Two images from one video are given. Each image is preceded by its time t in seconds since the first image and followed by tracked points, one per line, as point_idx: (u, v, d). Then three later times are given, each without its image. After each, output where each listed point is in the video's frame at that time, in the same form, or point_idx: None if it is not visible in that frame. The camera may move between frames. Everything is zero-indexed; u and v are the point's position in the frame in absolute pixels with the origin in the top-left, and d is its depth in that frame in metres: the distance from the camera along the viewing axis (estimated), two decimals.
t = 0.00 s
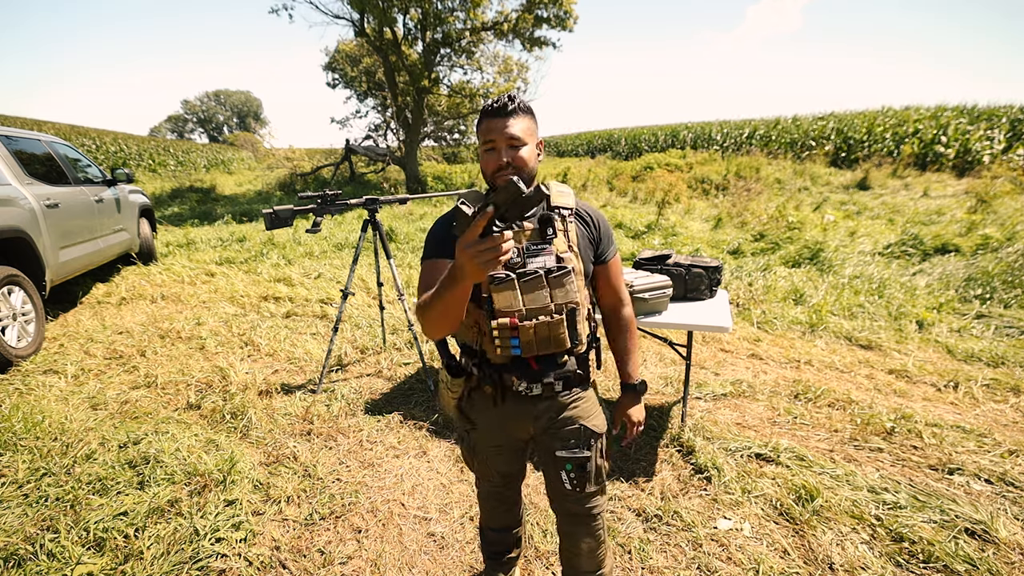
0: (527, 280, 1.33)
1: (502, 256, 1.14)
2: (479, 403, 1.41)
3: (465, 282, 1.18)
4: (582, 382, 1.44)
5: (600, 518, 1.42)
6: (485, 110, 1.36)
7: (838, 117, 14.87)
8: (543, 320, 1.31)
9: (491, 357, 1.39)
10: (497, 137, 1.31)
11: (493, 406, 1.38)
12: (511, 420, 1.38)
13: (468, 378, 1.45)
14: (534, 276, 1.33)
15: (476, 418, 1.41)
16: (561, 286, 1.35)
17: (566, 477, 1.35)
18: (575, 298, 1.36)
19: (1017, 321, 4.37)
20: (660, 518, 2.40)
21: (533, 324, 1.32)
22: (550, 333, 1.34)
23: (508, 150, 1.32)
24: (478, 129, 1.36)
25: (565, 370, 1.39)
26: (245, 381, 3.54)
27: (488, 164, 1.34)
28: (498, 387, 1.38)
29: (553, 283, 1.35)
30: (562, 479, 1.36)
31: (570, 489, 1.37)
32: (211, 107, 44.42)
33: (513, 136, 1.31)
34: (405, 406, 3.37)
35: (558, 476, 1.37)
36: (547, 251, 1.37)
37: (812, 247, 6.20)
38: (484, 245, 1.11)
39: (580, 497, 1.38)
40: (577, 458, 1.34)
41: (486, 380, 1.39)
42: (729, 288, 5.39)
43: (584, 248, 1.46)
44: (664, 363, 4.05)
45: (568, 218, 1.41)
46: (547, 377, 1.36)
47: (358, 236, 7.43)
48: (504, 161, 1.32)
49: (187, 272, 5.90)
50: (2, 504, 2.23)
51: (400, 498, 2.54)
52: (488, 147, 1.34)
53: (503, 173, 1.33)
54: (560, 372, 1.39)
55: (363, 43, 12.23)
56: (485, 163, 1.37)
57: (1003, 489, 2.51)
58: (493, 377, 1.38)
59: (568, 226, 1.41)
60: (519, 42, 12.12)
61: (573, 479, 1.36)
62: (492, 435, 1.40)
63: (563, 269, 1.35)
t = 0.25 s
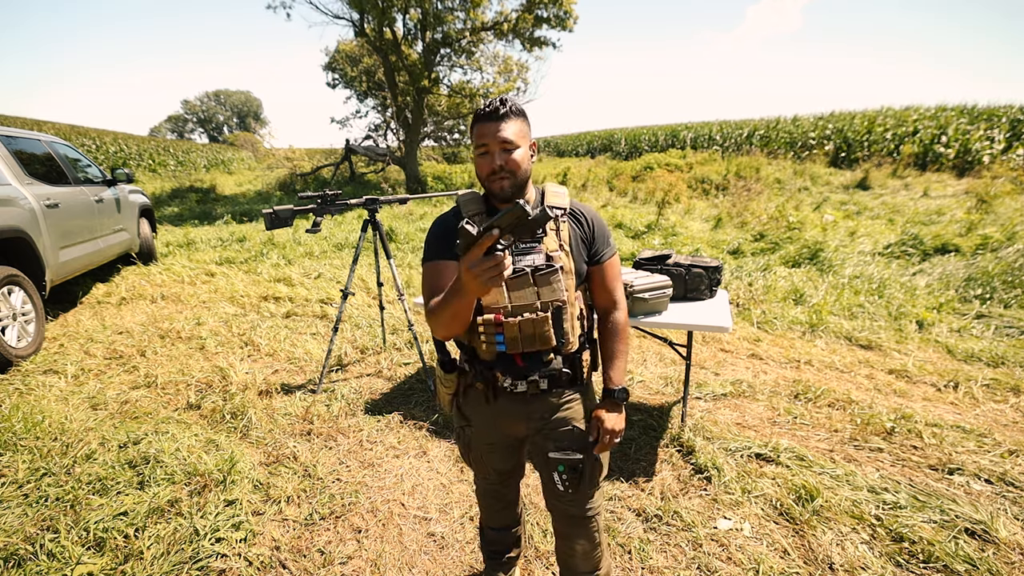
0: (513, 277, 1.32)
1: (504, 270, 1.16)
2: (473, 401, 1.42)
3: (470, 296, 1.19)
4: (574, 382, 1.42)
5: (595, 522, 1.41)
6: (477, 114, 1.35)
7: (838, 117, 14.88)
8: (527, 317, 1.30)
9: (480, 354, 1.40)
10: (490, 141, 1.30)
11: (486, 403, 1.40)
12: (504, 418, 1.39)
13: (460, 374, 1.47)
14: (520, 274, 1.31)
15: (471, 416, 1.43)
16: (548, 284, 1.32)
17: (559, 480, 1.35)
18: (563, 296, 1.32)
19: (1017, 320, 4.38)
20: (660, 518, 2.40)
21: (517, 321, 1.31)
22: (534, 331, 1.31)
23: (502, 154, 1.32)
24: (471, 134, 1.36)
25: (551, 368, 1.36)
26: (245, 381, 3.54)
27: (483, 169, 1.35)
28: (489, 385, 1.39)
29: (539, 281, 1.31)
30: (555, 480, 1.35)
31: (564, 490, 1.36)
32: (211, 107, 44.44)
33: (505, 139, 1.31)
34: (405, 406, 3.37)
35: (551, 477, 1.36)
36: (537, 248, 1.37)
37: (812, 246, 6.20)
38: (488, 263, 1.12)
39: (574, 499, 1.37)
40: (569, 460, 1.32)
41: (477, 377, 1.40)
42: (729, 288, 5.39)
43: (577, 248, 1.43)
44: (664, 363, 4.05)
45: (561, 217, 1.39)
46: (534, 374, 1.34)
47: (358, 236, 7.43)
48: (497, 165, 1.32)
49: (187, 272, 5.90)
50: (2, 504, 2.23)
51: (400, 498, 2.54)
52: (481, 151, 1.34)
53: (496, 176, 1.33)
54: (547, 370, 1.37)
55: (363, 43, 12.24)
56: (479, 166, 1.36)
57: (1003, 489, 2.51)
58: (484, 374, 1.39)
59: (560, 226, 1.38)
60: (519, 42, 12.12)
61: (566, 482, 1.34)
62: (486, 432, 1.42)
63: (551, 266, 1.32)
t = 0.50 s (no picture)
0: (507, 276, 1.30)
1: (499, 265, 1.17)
2: (472, 400, 1.43)
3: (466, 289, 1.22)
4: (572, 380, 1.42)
5: (594, 522, 1.41)
6: (474, 113, 1.36)
7: (838, 117, 14.87)
8: (521, 315, 1.30)
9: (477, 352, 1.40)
10: (488, 137, 1.31)
11: (484, 402, 1.40)
12: (502, 417, 1.39)
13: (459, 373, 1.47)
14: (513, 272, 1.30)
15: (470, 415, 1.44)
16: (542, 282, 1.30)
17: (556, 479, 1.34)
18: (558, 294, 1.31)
19: (1017, 321, 4.38)
20: (660, 518, 2.40)
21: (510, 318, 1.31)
22: (528, 328, 1.31)
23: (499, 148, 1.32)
24: (468, 132, 1.37)
25: (546, 365, 1.36)
26: (245, 381, 3.54)
27: (481, 166, 1.34)
28: (486, 383, 1.39)
29: (534, 279, 1.30)
30: (553, 480, 1.36)
31: (562, 489, 1.36)
32: (211, 107, 44.44)
33: (502, 135, 1.32)
34: (405, 406, 3.37)
35: (549, 478, 1.37)
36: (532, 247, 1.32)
37: (812, 246, 6.20)
38: (481, 254, 1.15)
39: (572, 499, 1.37)
40: (566, 461, 1.34)
41: (475, 376, 1.41)
42: (729, 288, 5.39)
43: (573, 245, 1.43)
44: (663, 363, 4.05)
45: (557, 215, 1.37)
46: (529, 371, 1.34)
47: (358, 236, 7.43)
48: (496, 161, 1.31)
49: (187, 272, 5.90)
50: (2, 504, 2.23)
51: (400, 498, 2.54)
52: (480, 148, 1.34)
53: (496, 174, 1.33)
54: (543, 368, 1.37)
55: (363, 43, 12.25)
56: (478, 165, 1.36)
57: (1003, 489, 2.51)
58: (481, 371, 1.40)
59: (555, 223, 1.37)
60: (519, 42, 12.11)
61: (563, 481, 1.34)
62: (484, 431, 1.42)
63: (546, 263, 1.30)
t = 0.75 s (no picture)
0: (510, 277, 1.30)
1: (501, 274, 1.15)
2: (477, 400, 1.42)
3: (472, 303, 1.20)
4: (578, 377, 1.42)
5: (597, 517, 1.41)
6: (473, 110, 1.36)
7: (839, 117, 14.87)
8: (527, 315, 1.30)
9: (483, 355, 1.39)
10: (495, 133, 1.32)
11: (490, 402, 1.40)
12: (507, 415, 1.39)
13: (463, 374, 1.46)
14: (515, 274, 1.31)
15: (475, 415, 1.43)
16: (544, 281, 1.32)
17: (562, 475, 1.34)
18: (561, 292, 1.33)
19: (1017, 321, 4.38)
20: (660, 518, 2.40)
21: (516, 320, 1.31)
22: (534, 328, 1.32)
23: (506, 145, 1.34)
24: (468, 129, 1.36)
25: (555, 363, 1.37)
26: (245, 381, 3.54)
27: (486, 162, 1.34)
28: (493, 384, 1.38)
29: (536, 279, 1.31)
30: (558, 475, 1.34)
31: (566, 486, 1.36)
32: (211, 107, 44.45)
33: (507, 132, 1.34)
34: (405, 406, 3.37)
35: (554, 473, 1.35)
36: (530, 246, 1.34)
37: (812, 246, 6.20)
38: (486, 269, 1.12)
39: (576, 496, 1.37)
40: (573, 456, 1.32)
41: (482, 377, 1.40)
42: (729, 288, 5.39)
43: (568, 240, 1.45)
44: (663, 363, 4.05)
45: (552, 214, 1.39)
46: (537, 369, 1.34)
47: (358, 236, 7.43)
48: (504, 155, 1.33)
49: (187, 272, 5.90)
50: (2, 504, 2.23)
51: (400, 498, 2.54)
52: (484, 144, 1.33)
53: (502, 170, 1.34)
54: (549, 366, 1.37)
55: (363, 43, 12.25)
56: (481, 161, 1.35)
57: (1004, 489, 2.51)
58: (488, 374, 1.39)
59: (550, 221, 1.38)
60: (519, 42, 12.11)
61: (569, 477, 1.34)
62: (489, 430, 1.42)
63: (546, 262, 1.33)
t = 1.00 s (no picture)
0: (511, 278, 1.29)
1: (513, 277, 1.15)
2: (476, 400, 1.42)
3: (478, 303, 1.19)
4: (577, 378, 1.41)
5: (596, 517, 1.41)
6: (474, 110, 1.36)
7: (839, 117, 14.87)
8: (529, 315, 1.28)
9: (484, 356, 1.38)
10: (496, 133, 1.32)
11: (489, 403, 1.40)
12: (506, 416, 1.39)
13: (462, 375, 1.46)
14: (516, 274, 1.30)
15: (474, 416, 1.43)
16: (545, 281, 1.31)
17: (561, 476, 1.35)
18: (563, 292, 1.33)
19: (1017, 320, 4.38)
20: (660, 518, 2.40)
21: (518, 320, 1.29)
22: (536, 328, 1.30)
23: (507, 147, 1.34)
24: (468, 129, 1.36)
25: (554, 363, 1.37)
26: (245, 381, 3.54)
27: (485, 163, 1.34)
28: (492, 385, 1.38)
29: (537, 279, 1.30)
30: (557, 476, 1.35)
31: (566, 486, 1.36)
32: (211, 107, 44.46)
33: (507, 133, 1.34)
34: (405, 406, 3.37)
35: (553, 473, 1.36)
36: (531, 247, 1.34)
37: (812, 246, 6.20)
38: (496, 269, 1.12)
39: (576, 496, 1.37)
40: (571, 456, 1.33)
41: (480, 378, 1.39)
42: (729, 288, 5.39)
43: (567, 241, 1.46)
44: (663, 363, 4.04)
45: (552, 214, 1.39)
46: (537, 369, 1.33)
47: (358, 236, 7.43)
48: (503, 156, 1.32)
49: (187, 272, 5.90)
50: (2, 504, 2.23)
51: (400, 498, 2.54)
52: (483, 144, 1.33)
53: (501, 172, 1.33)
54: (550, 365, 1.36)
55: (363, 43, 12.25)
56: (481, 162, 1.35)
57: (1003, 489, 2.51)
58: (487, 374, 1.38)
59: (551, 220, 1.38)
60: (519, 42, 12.11)
61: (568, 477, 1.35)
62: (489, 431, 1.42)
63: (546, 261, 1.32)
